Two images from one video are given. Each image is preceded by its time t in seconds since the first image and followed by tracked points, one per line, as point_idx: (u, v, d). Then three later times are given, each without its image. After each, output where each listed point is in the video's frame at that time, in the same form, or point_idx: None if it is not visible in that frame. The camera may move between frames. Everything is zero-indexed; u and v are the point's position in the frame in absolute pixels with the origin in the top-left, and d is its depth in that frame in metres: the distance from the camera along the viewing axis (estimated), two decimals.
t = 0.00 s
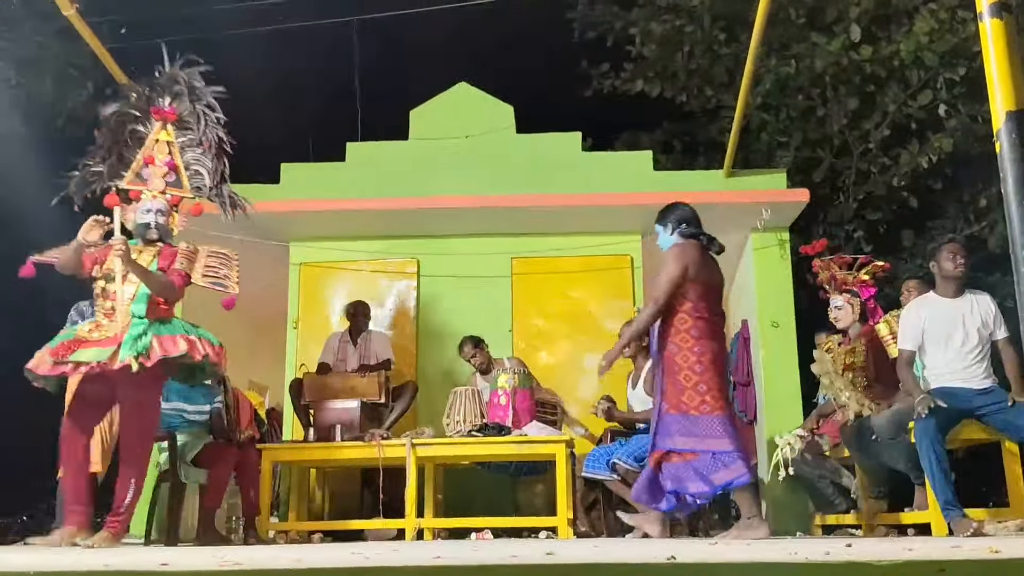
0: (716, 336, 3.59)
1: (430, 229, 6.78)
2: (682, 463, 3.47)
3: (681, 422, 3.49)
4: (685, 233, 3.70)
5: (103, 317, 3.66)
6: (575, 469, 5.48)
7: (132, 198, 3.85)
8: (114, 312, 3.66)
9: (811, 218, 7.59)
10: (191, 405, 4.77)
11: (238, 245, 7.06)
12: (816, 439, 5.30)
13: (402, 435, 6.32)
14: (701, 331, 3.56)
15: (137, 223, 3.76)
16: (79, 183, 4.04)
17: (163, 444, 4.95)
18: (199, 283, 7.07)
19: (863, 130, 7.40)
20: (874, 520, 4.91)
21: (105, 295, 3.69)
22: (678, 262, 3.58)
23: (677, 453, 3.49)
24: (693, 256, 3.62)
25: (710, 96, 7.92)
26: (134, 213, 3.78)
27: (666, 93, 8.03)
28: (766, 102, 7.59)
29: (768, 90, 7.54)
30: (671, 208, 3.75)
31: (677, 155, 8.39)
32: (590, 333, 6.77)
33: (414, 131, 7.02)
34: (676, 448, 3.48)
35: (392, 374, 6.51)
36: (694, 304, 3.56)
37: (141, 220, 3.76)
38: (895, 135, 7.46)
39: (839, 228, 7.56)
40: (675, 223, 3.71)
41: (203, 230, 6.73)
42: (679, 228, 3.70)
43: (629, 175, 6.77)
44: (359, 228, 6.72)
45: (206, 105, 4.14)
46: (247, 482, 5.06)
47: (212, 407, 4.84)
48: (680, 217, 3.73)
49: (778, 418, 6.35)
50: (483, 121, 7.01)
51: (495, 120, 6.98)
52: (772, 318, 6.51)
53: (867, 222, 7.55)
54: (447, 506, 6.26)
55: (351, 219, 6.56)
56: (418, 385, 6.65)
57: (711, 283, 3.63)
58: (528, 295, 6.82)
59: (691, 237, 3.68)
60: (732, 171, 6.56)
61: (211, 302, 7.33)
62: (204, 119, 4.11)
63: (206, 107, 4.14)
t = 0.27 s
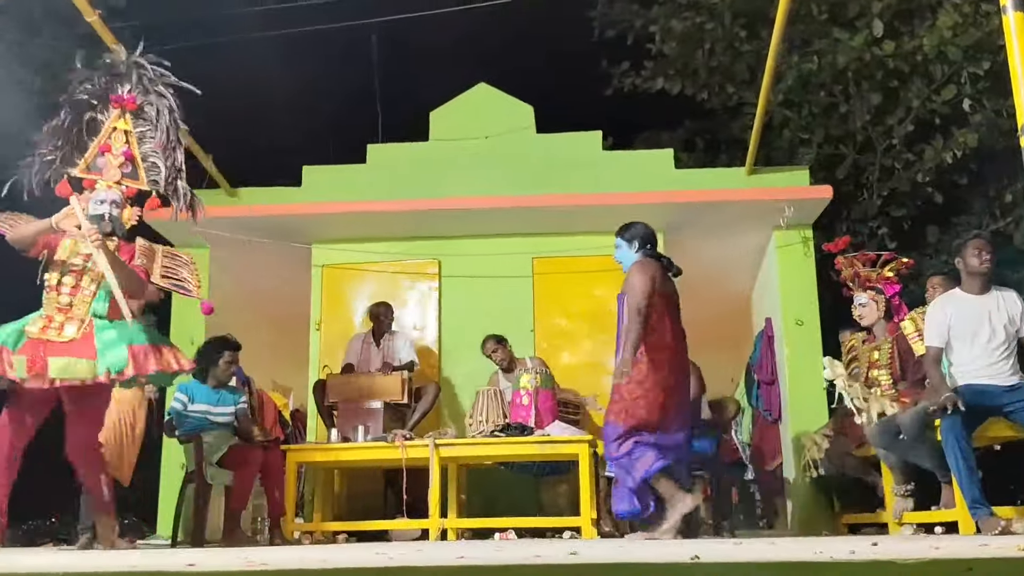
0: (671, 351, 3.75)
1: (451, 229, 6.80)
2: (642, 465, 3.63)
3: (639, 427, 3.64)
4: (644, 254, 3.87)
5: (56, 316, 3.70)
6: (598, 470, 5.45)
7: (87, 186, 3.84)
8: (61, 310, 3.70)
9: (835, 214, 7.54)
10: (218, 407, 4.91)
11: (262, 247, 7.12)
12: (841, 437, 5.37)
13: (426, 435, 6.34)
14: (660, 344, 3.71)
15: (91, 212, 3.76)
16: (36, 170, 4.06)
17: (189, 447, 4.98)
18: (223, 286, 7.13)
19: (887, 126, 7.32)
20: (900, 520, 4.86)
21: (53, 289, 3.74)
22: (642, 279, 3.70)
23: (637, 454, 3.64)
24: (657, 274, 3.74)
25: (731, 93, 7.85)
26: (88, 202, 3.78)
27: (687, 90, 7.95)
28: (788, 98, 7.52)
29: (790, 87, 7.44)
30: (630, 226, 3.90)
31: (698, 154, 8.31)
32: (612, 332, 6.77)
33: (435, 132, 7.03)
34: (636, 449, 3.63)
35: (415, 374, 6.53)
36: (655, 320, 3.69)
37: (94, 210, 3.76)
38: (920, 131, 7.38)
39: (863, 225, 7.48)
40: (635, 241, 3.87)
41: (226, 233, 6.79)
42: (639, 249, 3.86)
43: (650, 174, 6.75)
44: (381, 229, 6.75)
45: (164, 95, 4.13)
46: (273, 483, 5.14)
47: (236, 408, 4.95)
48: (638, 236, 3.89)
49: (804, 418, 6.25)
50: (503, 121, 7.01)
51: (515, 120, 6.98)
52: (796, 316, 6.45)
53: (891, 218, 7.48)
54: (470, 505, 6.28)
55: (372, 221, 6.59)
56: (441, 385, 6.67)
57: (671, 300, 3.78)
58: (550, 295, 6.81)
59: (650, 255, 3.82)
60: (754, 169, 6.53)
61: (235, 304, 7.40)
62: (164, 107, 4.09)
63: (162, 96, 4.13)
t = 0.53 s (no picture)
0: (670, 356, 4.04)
1: (501, 220, 6.82)
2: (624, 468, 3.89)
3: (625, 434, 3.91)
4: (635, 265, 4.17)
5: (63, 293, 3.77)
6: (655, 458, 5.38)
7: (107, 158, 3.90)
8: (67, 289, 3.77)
9: (891, 195, 7.35)
10: (274, 400, 5.05)
11: (316, 242, 7.24)
12: (902, 422, 5.24)
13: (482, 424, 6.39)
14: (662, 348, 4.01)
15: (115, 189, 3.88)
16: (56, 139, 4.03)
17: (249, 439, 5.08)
18: (280, 280, 7.28)
19: (944, 102, 7.09)
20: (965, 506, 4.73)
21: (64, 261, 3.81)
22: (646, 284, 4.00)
23: (616, 462, 3.90)
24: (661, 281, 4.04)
25: (782, 72, 7.71)
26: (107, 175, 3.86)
27: (737, 71, 7.84)
28: (841, 77, 7.36)
29: (843, 65, 7.28)
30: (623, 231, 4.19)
31: (750, 136, 8.20)
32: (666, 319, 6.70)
33: (483, 122, 7.04)
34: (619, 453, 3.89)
35: (468, 364, 6.58)
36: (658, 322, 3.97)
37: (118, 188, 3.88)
38: (979, 107, 7.14)
39: (921, 204, 7.30)
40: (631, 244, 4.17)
41: (281, 229, 6.92)
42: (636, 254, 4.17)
43: (702, 158, 6.67)
44: (431, 221, 6.80)
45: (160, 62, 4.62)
46: (330, 474, 5.25)
47: (293, 402, 5.09)
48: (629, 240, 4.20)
49: (865, 400, 6.17)
50: (551, 109, 6.99)
51: (564, 108, 6.95)
52: (854, 298, 6.32)
53: (950, 198, 7.27)
54: (526, 494, 6.32)
55: (423, 214, 6.65)
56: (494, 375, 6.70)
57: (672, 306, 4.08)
58: (602, 283, 6.78)
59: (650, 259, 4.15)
60: (808, 149, 6.41)
61: (292, 298, 7.55)
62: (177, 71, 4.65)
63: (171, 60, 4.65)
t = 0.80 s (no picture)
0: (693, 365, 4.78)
1: (557, 205, 6.82)
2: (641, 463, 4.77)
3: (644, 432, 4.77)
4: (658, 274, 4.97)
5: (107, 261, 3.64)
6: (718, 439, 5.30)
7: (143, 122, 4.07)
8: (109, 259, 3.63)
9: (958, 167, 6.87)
10: (339, 389, 5.16)
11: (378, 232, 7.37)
12: (971, 399, 5.17)
13: (543, 409, 6.40)
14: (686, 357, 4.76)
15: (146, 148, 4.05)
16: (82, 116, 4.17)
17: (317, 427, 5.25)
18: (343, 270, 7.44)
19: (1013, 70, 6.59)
20: None
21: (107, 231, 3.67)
22: (672, 300, 4.81)
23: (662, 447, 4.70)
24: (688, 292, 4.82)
25: (843, 46, 7.70)
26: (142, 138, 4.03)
27: (796, 46, 7.88)
28: (904, 48, 6.90)
29: (907, 35, 6.83)
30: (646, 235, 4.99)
31: (811, 111, 8.23)
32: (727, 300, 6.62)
33: (538, 107, 7.01)
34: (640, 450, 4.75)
35: (528, 350, 6.59)
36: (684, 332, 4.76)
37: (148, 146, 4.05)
38: None
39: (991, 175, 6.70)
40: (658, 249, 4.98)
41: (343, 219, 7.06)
42: (661, 258, 4.99)
43: (762, 135, 6.56)
44: (489, 208, 6.86)
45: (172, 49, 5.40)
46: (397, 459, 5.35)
47: (358, 391, 5.21)
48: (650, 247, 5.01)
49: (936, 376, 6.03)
50: (606, 92, 6.92)
51: (619, 90, 6.88)
52: (921, 275, 6.28)
53: None
54: (589, 477, 6.36)
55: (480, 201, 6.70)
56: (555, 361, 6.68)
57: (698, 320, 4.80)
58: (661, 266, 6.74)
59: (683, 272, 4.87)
60: (871, 125, 6.29)
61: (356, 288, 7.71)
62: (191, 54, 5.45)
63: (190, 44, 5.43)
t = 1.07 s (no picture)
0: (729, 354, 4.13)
1: (584, 210, 6.81)
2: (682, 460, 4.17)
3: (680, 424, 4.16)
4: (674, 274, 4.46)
5: (169, 274, 3.44)
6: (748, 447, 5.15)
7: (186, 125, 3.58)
8: (170, 274, 3.44)
9: (992, 169, 6.98)
10: (368, 395, 5.28)
11: (405, 239, 7.40)
12: (1007, 405, 4.94)
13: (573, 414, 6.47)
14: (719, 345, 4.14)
15: (196, 152, 3.61)
16: (145, 127, 3.58)
17: (346, 433, 5.33)
18: (370, 277, 7.47)
19: None
20: None
21: (162, 244, 3.45)
22: (694, 291, 4.22)
23: (712, 446, 4.09)
24: (715, 283, 4.22)
25: (875, 46, 7.81)
26: (191, 146, 3.59)
27: (826, 47, 8.00)
28: (936, 49, 7.05)
29: (938, 36, 7.01)
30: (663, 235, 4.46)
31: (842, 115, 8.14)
32: (758, 305, 6.56)
33: (566, 113, 7.03)
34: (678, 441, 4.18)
35: (556, 356, 6.62)
36: (711, 321, 4.17)
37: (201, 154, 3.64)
38: None
39: None
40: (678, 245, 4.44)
41: (370, 226, 7.09)
42: (683, 255, 4.42)
43: (790, 140, 6.50)
44: (516, 214, 6.85)
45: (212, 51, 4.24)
46: (423, 466, 5.20)
47: (386, 397, 5.32)
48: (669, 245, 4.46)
49: (967, 383, 5.89)
50: (634, 97, 6.93)
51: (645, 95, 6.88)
52: (956, 279, 6.08)
53: None
54: (618, 485, 6.32)
55: (507, 207, 6.70)
56: (583, 366, 6.74)
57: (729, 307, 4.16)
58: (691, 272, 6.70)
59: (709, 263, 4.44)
60: (902, 127, 6.18)
61: (383, 294, 7.74)
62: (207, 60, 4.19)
63: (203, 49, 4.25)
